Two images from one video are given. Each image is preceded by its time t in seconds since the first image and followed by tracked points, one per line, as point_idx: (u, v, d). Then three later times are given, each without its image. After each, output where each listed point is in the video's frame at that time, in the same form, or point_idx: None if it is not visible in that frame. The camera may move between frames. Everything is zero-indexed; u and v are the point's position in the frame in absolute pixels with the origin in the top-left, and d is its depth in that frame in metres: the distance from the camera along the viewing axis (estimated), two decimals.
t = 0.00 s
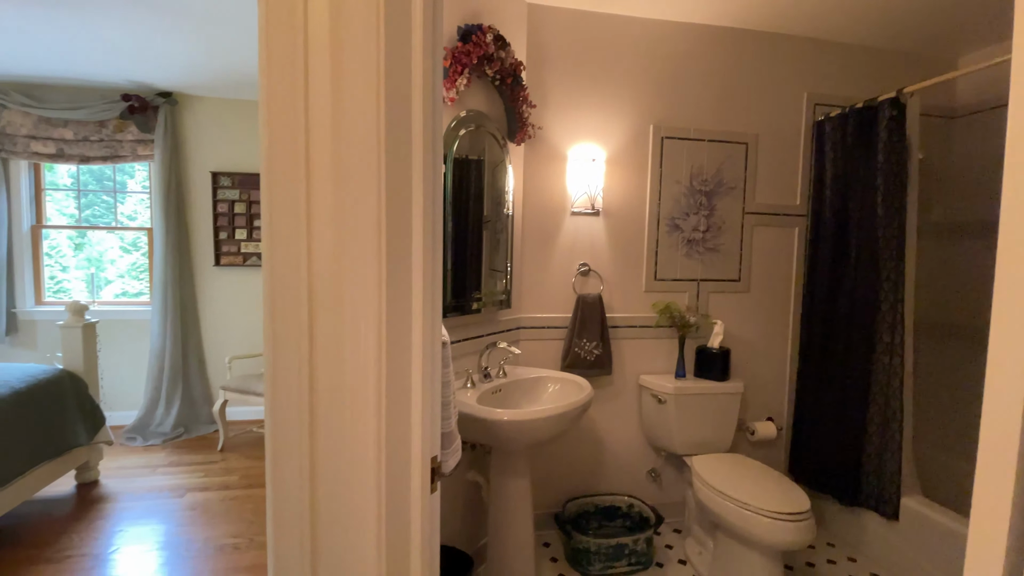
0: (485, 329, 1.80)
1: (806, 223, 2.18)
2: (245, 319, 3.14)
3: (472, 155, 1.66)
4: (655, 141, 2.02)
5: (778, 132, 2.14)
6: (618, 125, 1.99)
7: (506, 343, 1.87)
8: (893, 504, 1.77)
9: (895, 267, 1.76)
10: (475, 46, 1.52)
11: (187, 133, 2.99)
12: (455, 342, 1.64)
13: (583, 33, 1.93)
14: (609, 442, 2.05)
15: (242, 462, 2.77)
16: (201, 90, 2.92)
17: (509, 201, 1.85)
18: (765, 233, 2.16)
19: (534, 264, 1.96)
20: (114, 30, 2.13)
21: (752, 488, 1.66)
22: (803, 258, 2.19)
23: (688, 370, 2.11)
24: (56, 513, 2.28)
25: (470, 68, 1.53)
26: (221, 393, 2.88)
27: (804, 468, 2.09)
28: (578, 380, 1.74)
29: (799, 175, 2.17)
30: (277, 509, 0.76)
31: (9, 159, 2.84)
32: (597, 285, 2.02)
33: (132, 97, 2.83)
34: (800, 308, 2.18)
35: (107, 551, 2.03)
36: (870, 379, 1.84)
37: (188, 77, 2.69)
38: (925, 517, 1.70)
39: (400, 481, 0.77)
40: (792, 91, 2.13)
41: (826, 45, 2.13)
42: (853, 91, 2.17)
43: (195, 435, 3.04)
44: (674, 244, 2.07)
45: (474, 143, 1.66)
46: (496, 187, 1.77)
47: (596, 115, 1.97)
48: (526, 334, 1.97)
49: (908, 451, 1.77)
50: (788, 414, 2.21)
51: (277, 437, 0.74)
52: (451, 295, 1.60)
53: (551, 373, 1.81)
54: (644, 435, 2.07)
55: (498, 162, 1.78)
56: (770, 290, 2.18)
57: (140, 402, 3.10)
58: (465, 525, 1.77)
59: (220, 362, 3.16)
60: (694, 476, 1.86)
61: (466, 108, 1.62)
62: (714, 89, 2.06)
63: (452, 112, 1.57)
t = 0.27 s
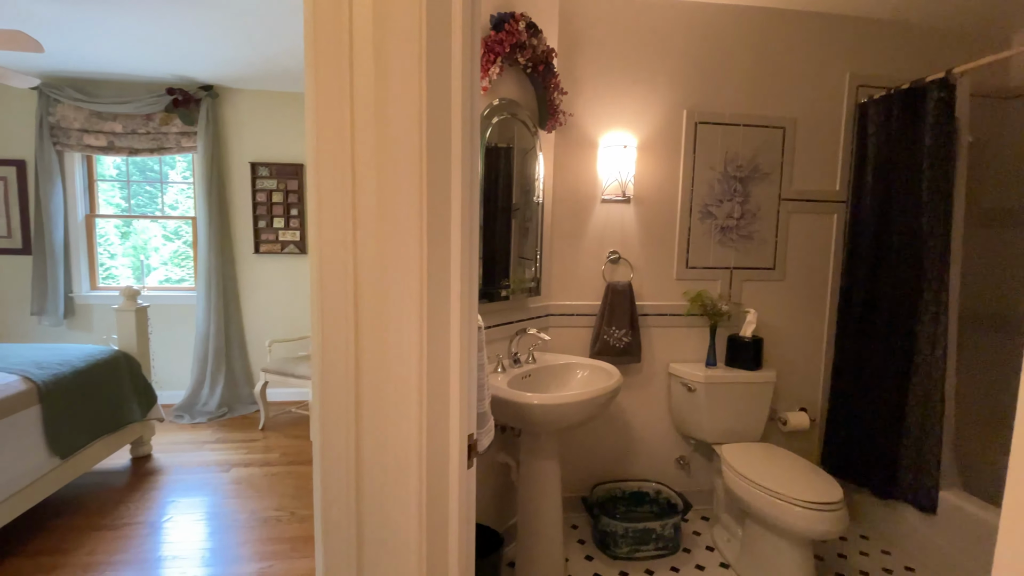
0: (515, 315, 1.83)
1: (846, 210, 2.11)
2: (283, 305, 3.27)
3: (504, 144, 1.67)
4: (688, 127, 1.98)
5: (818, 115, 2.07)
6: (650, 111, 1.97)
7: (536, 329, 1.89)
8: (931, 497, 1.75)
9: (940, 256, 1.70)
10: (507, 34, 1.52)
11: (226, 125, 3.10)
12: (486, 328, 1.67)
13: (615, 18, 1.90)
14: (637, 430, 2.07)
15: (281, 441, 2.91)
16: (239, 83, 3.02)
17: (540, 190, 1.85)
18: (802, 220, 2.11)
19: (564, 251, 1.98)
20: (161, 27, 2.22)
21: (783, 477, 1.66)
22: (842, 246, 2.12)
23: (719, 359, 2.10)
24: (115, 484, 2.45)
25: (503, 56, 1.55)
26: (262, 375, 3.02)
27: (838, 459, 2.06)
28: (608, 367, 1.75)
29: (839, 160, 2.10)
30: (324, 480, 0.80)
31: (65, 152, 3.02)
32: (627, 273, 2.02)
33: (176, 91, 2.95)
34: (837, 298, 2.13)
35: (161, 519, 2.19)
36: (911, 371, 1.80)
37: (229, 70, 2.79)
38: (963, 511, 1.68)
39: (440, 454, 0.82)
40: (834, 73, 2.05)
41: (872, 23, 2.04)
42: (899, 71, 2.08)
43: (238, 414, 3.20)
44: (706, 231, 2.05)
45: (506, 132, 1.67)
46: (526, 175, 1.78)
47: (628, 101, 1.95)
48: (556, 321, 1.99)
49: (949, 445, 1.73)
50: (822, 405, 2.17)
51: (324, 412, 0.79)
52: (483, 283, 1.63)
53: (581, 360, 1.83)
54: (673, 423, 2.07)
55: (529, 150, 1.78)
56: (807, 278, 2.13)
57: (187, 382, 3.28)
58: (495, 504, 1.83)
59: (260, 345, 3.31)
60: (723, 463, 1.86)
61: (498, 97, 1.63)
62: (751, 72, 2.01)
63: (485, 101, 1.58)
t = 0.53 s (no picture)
0: (548, 302, 1.85)
1: (893, 196, 2.03)
2: (320, 290, 3.39)
3: (539, 130, 1.67)
4: (727, 111, 1.93)
5: (866, 96, 1.98)
6: (688, 95, 1.93)
7: (568, 316, 1.91)
8: (975, 494, 1.69)
9: (992, 245, 1.63)
10: (544, 19, 1.52)
11: (266, 116, 3.19)
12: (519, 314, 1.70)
13: None
14: (669, 417, 2.06)
15: (320, 421, 3.04)
16: (277, 74, 3.10)
17: (573, 176, 1.85)
18: (845, 207, 2.03)
19: (597, 238, 1.97)
20: (206, 22, 2.30)
21: (819, 466, 1.63)
22: (888, 234, 2.04)
23: (754, 348, 2.06)
24: (169, 457, 2.62)
25: (539, 42, 1.54)
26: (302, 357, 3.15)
27: (878, 453, 2.01)
28: (641, 355, 1.75)
29: (887, 144, 2.01)
30: (371, 458, 0.85)
31: (117, 143, 3.17)
32: (661, 261, 2.00)
33: (219, 83, 3.05)
34: (882, 287, 2.05)
35: (212, 491, 2.33)
36: (959, 364, 1.74)
37: (268, 62, 2.86)
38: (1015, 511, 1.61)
39: (482, 434, 0.86)
40: (884, 51, 1.95)
41: None
42: (957, 48, 1.96)
43: (279, 394, 3.35)
44: (744, 218, 2.00)
45: (541, 119, 1.67)
46: (559, 162, 1.77)
47: (665, 85, 1.91)
48: (588, 308, 2.00)
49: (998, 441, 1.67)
50: (863, 397, 2.11)
51: (371, 394, 0.83)
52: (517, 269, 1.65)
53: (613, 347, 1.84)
54: (705, 411, 2.06)
55: (563, 137, 1.78)
56: (849, 267, 2.06)
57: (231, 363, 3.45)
58: (527, 486, 1.87)
59: (299, 330, 3.44)
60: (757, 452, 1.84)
61: (534, 83, 1.63)
62: (795, 52, 1.93)
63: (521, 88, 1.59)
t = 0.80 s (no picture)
0: (583, 289, 1.85)
1: (949, 181, 1.92)
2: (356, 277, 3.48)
3: (577, 116, 1.66)
4: (771, 93, 1.87)
5: (923, 75, 1.87)
6: (730, 77, 1.87)
7: (604, 303, 1.90)
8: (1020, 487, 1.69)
9: None
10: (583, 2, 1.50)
11: (304, 106, 3.28)
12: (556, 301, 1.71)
13: None
14: (704, 407, 2.05)
15: (357, 403, 3.14)
16: (314, 65, 3.17)
17: (610, 163, 1.83)
18: (897, 192, 1.94)
19: (633, 225, 1.95)
20: (249, 15, 2.37)
21: (862, 459, 1.60)
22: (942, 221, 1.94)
23: (795, 338, 2.01)
24: (218, 433, 2.77)
25: (579, 26, 1.52)
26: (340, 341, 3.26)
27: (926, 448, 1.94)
28: (678, 343, 1.74)
29: (943, 126, 1.90)
30: (418, 433, 0.91)
31: (167, 134, 3.32)
32: (700, 248, 1.97)
33: (261, 74, 3.15)
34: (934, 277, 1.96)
35: (258, 466, 2.46)
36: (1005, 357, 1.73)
37: (307, 53, 2.92)
38: None
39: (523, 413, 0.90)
40: (944, 27, 1.84)
41: None
42: None
43: (319, 376, 3.48)
44: (787, 204, 1.94)
45: (579, 104, 1.65)
46: (596, 148, 1.76)
47: (706, 67, 1.86)
48: (623, 295, 1.99)
49: None
50: (910, 391, 2.03)
51: (418, 371, 0.89)
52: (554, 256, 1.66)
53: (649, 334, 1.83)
54: (742, 402, 2.03)
55: (601, 122, 1.76)
56: (899, 255, 1.97)
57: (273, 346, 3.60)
58: (561, 470, 1.90)
59: (336, 314, 3.56)
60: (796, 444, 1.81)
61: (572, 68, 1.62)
62: (845, 30, 1.84)
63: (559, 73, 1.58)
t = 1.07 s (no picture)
0: (619, 277, 1.84)
1: (1013, 166, 1.81)
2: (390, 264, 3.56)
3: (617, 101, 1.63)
4: (820, 75, 1.79)
5: (988, 52, 1.76)
6: (776, 59, 1.80)
7: (640, 291, 1.89)
8: None
9: None
10: None
11: (341, 96, 3.34)
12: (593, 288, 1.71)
13: None
14: (741, 398, 2.02)
15: (391, 387, 3.23)
16: (351, 55, 3.22)
17: (648, 149, 1.81)
18: (954, 178, 1.84)
19: (671, 213, 1.92)
20: (291, 7, 2.42)
21: (908, 453, 1.55)
22: (1004, 208, 1.83)
23: (839, 330, 1.95)
24: (261, 413, 2.90)
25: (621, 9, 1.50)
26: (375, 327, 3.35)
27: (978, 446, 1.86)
28: (717, 333, 1.71)
29: (1008, 107, 1.79)
30: (461, 413, 0.93)
31: (211, 125, 3.44)
32: (740, 236, 1.92)
33: (300, 66, 3.23)
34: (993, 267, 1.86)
35: (300, 444, 2.57)
36: None
37: (344, 43, 2.97)
38: None
39: (565, 395, 0.93)
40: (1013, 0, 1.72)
41: None
42: None
43: (355, 360, 3.60)
44: (834, 190, 1.87)
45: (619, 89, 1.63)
46: (635, 134, 1.73)
47: (749, 50, 1.80)
48: (660, 284, 1.97)
49: None
50: (962, 386, 1.95)
51: (463, 353, 0.91)
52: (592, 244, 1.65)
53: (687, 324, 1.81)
54: (781, 393, 1.99)
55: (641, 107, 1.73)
56: (955, 245, 1.88)
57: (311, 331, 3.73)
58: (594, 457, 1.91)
59: (371, 301, 3.65)
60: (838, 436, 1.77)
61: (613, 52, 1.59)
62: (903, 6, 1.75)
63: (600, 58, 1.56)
